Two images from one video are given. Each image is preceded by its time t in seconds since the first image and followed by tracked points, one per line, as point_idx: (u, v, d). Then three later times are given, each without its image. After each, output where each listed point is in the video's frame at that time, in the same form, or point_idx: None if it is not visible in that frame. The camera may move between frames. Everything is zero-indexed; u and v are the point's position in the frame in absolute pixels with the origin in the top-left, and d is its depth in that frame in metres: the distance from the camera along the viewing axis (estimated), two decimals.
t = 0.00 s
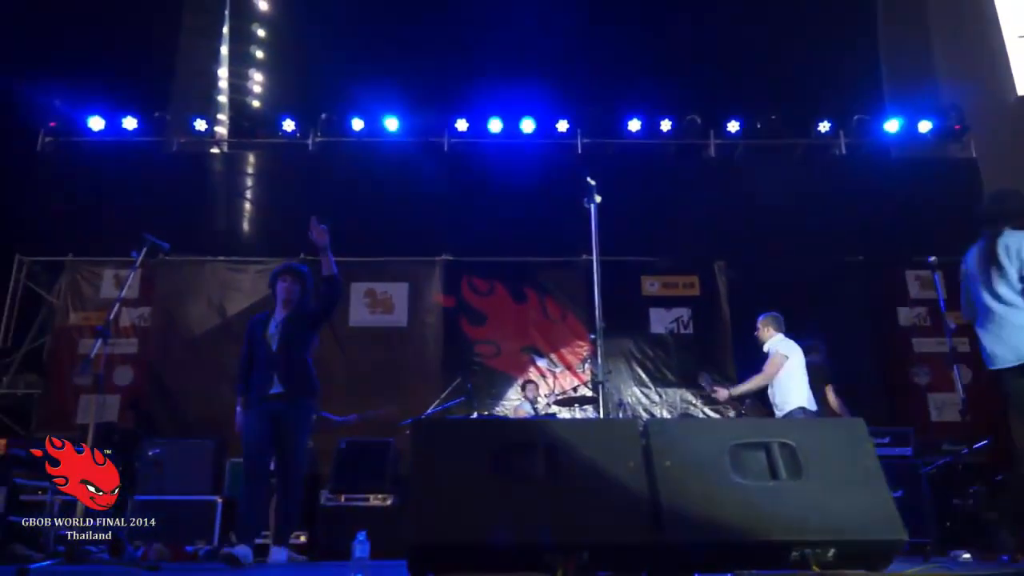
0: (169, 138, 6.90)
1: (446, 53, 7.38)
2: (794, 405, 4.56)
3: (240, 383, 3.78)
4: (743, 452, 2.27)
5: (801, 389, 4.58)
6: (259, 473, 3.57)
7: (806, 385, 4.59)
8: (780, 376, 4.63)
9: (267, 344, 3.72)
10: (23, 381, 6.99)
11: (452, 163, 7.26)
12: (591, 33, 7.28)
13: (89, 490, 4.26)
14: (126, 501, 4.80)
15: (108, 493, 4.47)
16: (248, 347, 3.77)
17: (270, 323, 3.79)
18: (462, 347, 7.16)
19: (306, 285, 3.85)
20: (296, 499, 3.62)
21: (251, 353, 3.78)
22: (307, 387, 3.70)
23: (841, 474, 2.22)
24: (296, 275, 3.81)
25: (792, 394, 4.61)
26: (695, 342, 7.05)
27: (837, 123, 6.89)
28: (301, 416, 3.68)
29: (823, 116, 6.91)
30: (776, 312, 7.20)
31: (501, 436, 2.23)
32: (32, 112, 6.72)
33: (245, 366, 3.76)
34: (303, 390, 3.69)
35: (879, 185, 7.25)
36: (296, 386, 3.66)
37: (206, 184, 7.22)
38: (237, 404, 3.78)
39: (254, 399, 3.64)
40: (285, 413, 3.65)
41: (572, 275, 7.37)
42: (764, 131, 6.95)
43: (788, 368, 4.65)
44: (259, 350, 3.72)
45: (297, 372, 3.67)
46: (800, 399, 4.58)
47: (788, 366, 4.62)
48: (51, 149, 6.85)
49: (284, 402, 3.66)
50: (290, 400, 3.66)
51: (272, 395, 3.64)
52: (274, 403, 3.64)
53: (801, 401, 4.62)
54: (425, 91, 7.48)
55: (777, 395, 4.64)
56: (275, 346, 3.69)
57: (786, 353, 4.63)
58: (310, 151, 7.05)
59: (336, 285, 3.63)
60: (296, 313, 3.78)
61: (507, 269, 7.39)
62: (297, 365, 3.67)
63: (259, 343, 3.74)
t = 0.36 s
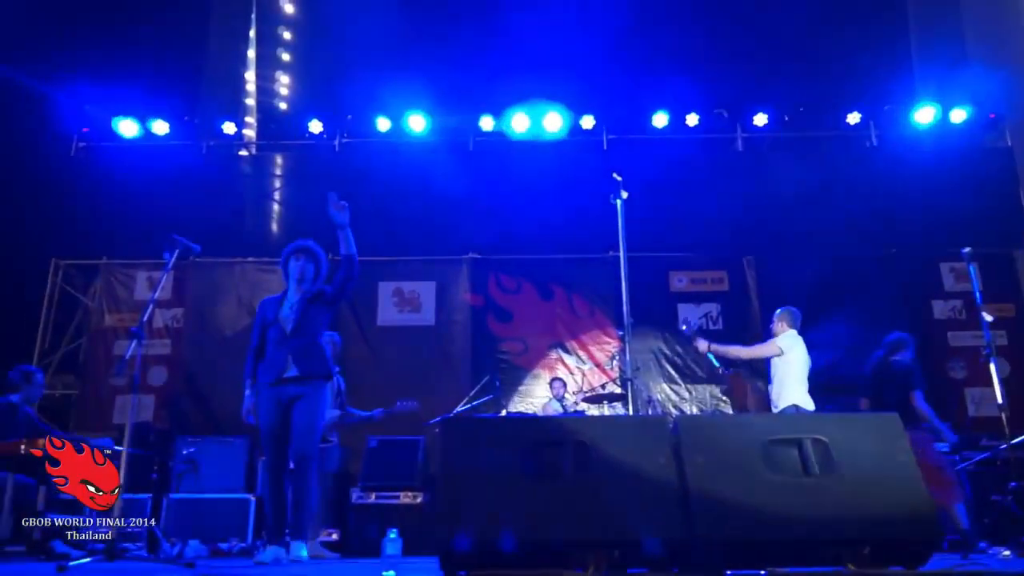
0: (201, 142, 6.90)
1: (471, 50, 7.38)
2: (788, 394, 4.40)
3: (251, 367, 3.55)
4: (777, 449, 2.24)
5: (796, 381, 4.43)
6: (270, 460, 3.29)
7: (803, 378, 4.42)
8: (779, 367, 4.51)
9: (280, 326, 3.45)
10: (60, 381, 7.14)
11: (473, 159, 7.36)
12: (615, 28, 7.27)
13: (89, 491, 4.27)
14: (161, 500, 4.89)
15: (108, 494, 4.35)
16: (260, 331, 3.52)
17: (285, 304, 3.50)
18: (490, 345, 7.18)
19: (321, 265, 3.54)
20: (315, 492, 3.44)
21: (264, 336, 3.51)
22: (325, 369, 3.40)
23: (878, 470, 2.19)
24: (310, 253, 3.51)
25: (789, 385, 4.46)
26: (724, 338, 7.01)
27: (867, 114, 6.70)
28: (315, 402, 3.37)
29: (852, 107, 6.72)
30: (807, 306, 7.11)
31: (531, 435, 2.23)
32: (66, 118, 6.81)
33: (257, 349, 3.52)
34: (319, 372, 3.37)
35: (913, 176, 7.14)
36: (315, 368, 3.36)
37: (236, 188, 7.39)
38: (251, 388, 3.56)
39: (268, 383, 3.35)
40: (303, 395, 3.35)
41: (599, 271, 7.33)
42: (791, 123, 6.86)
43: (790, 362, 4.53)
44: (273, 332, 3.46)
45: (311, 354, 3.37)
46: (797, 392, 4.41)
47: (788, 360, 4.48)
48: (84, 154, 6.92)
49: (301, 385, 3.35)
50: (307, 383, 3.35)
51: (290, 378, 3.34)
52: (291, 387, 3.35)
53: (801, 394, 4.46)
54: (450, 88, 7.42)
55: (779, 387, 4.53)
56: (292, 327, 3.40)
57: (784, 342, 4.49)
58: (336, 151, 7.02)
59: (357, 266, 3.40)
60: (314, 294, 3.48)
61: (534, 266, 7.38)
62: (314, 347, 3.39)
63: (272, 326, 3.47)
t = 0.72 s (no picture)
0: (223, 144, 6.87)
1: (490, 48, 7.35)
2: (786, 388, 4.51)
3: (268, 363, 3.62)
4: (798, 446, 2.22)
5: (795, 376, 4.52)
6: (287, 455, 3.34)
7: (802, 374, 4.51)
8: (783, 361, 4.61)
9: (295, 318, 3.51)
10: (87, 382, 7.27)
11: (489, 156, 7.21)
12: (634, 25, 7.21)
13: (90, 489, 4.42)
14: (186, 498, 4.96)
15: (109, 495, 4.51)
16: (277, 322, 3.60)
17: (300, 296, 3.58)
18: (511, 343, 7.19)
19: (336, 256, 3.65)
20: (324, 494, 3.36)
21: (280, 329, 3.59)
22: (339, 363, 3.41)
23: (902, 467, 2.15)
24: (325, 244, 3.59)
25: (790, 381, 4.55)
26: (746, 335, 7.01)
27: (891, 107, 6.53)
28: (330, 398, 3.37)
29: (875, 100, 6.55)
30: (831, 303, 7.07)
31: (550, 432, 2.22)
32: (86, 118, 6.69)
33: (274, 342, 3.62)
34: (333, 367, 3.38)
35: (941, 171, 7.02)
36: (328, 363, 3.36)
37: (259, 190, 7.45)
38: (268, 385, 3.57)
39: (283, 379, 3.39)
40: (318, 390, 3.37)
41: (619, 269, 7.33)
42: (816, 119, 6.66)
43: (793, 353, 4.65)
44: (289, 324, 3.52)
45: (325, 350, 3.38)
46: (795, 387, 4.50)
47: (791, 358, 4.60)
48: (110, 158, 6.80)
49: (317, 381, 3.37)
50: (323, 379, 3.37)
51: (304, 375, 3.36)
52: (306, 383, 3.37)
53: (799, 390, 4.54)
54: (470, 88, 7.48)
55: (782, 379, 4.63)
56: (306, 319, 3.45)
57: (791, 338, 4.59)
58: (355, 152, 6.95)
59: (374, 257, 3.46)
60: (329, 284, 3.54)
61: (555, 264, 7.39)
62: (326, 343, 3.40)
63: (288, 318, 3.54)
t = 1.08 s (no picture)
0: (236, 146, 6.96)
1: (500, 47, 7.35)
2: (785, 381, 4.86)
3: (279, 357, 3.57)
4: (815, 446, 2.20)
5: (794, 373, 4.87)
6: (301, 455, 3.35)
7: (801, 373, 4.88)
8: (787, 357, 4.93)
9: (305, 318, 3.47)
10: (105, 383, 7.34)
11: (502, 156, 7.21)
12: (646, 23, 7.17)
13: (90, 490, 4.20)
14: (203, 498, 5.00)
15: (110, 495, 4.30)
16: (285, 319, 3.57)
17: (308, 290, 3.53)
18: (525, 342, 7.20)
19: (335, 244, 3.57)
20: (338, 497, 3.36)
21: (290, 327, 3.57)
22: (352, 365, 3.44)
23: (921, 469, 2.12)
24: (323, 240, 3.50)
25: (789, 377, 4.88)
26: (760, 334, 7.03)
27: (906, 103, 6.49)
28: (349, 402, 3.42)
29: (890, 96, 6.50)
30: (846, 302, 7.05)
31: (561, 430, 2.21)
32: (101, 122, 6.96)
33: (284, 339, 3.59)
34: (345, 369, 3.41)
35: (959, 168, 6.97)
36: (341, 366, 3.39)
37: (273, 192, 7.47)
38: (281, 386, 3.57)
39: (294, 378, 3.40)
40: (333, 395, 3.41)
41: (632, 268, 7.33)
42: (830, 115, 6.61)
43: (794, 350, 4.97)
44: (297, 322, 3.49)
45: (335, 352, 3.40)
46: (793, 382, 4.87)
47: (795, 355, 4.94)
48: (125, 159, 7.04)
49: (330, 380, 3.39)
50: (336, 378, 3.39)
51: (317, 375, 3.36)
52: (319, 382, 3.38)
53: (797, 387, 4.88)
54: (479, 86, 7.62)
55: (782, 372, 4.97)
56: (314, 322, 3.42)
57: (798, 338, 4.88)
58: (368, 153, 7.00)
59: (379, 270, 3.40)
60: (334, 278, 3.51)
61: (568, 264, 7.41)
62: (336, 342, 3.42)
63: (297, 316, 3.50)
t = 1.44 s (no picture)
0: (248, 148, 7.01)
1: (509, 48, 7.36)
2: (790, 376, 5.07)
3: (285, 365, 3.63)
4: (823, 445, 2.19)
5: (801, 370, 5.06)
6: (308, 463, 3.36)
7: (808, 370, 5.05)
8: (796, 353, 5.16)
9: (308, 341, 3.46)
10: (119, 384, 7.40)
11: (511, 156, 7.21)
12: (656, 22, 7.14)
13: (90, 490, 4.04)
14: (214, 498, 5.02)
15: (110, 496, 4.13)
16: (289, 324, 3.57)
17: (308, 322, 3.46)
18: (535, 342, 7.20)
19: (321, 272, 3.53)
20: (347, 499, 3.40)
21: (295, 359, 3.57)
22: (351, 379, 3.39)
23: (930, 467, 2.11)
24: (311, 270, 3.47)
25: (795, 373, 5.09)
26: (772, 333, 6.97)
27: (918, 99, 6.44)
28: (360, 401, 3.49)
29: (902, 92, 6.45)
30: (858, 299, 6.99)
31: (569, 430, 2.22)
32: (112, 127, 7.07)
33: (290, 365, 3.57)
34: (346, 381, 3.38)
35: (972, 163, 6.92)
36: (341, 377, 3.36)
37: (284, 192, 7.52)
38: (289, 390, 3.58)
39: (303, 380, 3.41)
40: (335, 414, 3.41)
41: (642, 267, 7.30)
42: (841, 112, 6.56)
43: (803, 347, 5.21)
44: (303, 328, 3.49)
45: (338, 365, 3.40)
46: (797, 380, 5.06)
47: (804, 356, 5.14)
48: (138, 162, 7.12)
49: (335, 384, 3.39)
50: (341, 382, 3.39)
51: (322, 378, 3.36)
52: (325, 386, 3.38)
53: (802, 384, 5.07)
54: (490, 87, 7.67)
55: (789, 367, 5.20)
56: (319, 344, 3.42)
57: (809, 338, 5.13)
58: (377, 153, 7.02)
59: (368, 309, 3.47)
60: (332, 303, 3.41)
61: (578, 263, 7.38)
62: (338, 354, 3.40)
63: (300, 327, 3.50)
